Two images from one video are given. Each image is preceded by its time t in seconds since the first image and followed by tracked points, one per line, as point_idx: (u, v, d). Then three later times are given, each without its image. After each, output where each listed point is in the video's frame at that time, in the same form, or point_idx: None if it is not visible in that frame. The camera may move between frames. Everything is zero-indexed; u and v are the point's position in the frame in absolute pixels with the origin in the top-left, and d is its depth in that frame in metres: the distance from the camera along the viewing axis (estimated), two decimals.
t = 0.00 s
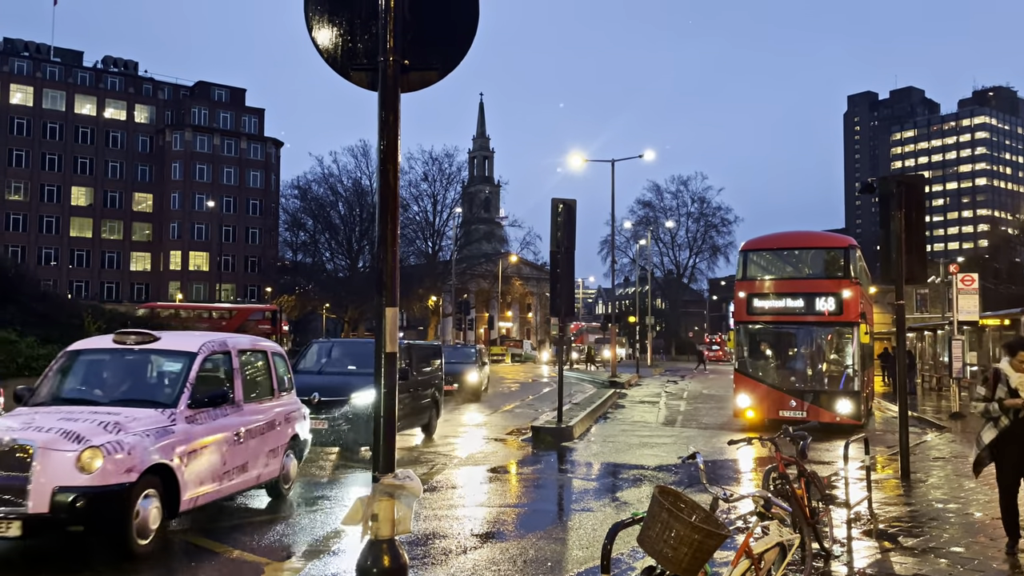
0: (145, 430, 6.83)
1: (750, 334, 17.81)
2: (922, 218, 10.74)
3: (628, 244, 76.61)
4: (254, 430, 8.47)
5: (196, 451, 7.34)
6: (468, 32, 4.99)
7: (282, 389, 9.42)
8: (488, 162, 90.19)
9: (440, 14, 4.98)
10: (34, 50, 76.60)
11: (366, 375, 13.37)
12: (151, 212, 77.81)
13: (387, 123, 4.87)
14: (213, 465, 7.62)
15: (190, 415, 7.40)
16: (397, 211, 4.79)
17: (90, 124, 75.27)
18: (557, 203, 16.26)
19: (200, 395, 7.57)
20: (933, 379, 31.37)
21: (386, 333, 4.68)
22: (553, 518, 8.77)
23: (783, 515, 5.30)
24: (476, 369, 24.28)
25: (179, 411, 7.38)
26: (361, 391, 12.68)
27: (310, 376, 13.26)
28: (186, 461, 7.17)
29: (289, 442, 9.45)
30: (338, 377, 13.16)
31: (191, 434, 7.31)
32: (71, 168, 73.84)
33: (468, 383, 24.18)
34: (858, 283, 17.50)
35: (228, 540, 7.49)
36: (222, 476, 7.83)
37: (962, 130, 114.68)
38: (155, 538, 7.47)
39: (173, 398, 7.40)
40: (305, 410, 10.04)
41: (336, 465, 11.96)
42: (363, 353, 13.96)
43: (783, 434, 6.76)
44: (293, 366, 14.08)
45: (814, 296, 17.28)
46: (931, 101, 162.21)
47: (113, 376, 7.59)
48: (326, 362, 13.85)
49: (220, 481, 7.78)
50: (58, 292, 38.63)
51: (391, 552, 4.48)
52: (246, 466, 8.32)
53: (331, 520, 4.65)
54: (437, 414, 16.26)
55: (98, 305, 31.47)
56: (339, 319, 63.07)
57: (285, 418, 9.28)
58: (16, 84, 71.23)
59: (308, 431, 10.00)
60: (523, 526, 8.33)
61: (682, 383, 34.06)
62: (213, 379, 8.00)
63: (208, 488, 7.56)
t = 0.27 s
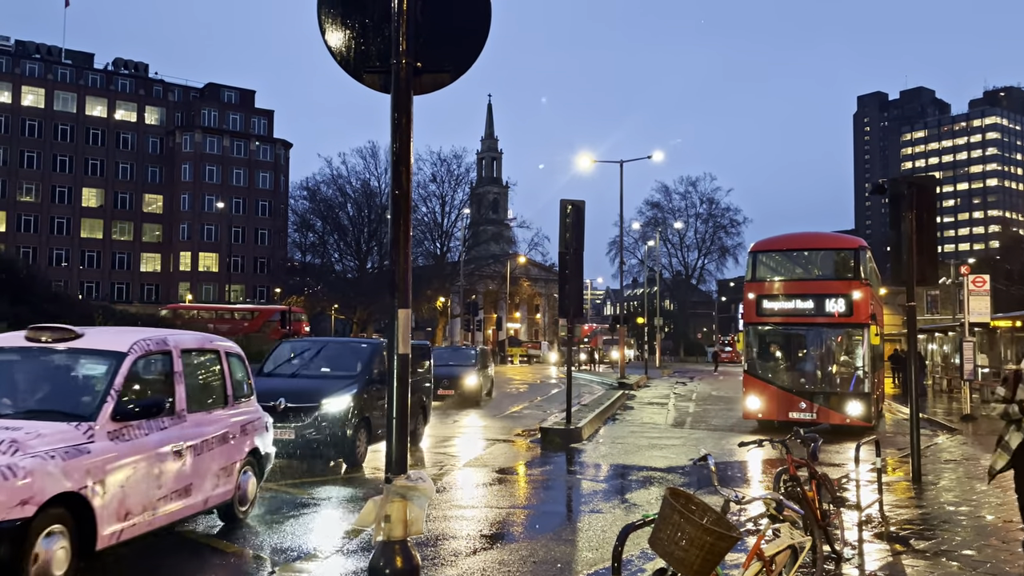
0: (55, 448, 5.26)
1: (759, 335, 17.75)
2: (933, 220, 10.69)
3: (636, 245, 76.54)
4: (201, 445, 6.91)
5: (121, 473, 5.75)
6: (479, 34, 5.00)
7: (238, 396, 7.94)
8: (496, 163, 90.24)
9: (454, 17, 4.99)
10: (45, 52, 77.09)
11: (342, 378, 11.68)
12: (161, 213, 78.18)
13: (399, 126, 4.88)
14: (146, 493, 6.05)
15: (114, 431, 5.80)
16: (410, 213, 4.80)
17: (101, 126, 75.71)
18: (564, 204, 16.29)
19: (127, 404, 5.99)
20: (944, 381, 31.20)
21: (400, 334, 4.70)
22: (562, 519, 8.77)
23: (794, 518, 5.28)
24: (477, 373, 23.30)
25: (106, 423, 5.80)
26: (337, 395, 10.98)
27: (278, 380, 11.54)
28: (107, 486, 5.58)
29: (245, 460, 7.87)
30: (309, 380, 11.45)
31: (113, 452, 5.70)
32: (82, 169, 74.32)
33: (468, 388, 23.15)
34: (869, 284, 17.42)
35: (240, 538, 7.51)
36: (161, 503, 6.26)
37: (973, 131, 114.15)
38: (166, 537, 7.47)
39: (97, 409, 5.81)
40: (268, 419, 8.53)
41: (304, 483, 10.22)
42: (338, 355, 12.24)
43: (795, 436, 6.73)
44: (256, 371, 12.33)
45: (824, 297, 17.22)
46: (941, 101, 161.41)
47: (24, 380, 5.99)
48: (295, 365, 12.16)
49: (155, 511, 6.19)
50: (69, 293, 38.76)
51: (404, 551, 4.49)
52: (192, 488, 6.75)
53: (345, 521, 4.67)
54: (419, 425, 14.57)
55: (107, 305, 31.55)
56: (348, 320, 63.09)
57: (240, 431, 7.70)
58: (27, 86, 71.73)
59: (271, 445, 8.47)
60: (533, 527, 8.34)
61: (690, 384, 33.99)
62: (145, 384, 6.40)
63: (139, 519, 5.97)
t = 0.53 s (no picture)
0: None
1: (771, 337, 17.69)
2: (948, 221, 10.61)
3: (647, 246, 76.35)
4: (134, 466, 5.88)
5: (21, 504, 4.69)
6: (492, 36, 5.01)
7: (182, 405, 6.90)
8: (507, 164, 90.26)
9: (467, 19, 5.00)
10: (59, 55, 77.63)
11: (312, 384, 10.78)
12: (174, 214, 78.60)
13: (413, 128, 4.89)
14: (53, 525, 4.97)
15: (13, 451, 4.73)
16: (423, 214, 4.81)
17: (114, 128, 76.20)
18: (576, 205, 16.22)
19: (38, 417, 4.92)
20: (957, 383, 30.97)
21: (412, 336, 4.71)
22: (574, 521, 8.75)
23: (810, 518, 5.26)
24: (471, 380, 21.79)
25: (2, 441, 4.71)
26: (303, 404, 10.12)
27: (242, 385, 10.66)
28: (3, 519, 4.54)
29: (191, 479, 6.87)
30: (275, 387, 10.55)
31: (17, 477, 4.68)
32: (96, 170, 74.79)
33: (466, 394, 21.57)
34: (881, 285, 17.34)
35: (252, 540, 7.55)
36: (74, 537, 5.18)
37: (986, 130, 113.34)
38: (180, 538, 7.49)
39: None
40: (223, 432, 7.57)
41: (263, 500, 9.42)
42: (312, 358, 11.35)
43: (807, 437, 6.70)
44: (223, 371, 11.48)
45: (836, 298, 17.15)
46: (955, 100, 160.30)
47: None
48: (265, 368, 11.25)
49: (69, 547, 5.12)
50: (82, 294, 38.95)
51: (418, 551, 4.51)
52: (119, 518, 5.71)
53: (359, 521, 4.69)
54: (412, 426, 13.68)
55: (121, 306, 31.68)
56: (359, 320, 63.12)
57: (183, 447, 6.67)
58: (42, 88, 72.28)
59: (226, 462, 7.57)
60: (543, 528, 8.32)
61: (701, 386, 33.88)
62: (58, 393, 5.35)
63: (45, 560, 4.90)
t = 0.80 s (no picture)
0: None
1: (787, 337, 17.58)
2: (966, 220, 10.51)
3: (661, 246, 76.13)
4: (35, 500, 4.69)
5: None
6: (506, 36, 5.01)
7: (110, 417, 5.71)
8: (520, 164, 90.28)
9: (482, 19, 5.01)
10: (76, 57, 78.41)
11: (278, 385, 9.47)
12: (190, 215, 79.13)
13: (428, 129, 4.90)
14: None
15: None
16: (438, 214, 4.82)
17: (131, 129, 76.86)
18: (590, 205, 16.23)
19: None
20: (976, 384, 30.65)
21: (428, 336, 4.72)
22: (588, 521, 8.72)
23: (826, 520, 5.22)
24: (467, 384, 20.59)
25: None
26: (264, 410, 8.84)
27: (199, 386, 9.37)
28: None
29: (118, 506, 5.71)
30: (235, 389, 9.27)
31: None
32: (113, 172, 75.46)
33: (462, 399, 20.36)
34: (898, 286, 17.20)
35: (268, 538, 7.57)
36: None
37: (1005, 129, 112.16)
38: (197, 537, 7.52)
39: None
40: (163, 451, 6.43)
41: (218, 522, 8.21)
42: (283, 354, 10.04)
43: (824, 439, 6.64)
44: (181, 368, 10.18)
45: (853, 299, 17.03)
46: (973, 99, 158.72)
47: None
48: (229, 365, 9.95)
49: None
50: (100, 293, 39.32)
51: (433, 551, 4.52)
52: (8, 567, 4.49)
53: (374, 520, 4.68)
54: (404, 430, 12.41)
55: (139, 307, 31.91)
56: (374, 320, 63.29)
57: (106, 469, 5.50)
58: (59, 90, 73.05)
59: (166, 484, 6.44)
60: (557, 529, 8.29)
61: (716, 387, 33.70)
62: None
63: None
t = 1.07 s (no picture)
0: None
1: (807, 338, 17.45)
2: (990, 219, 10.38)
3: (679, 246, 75.75)
4: None
5: None
6: (526, 35, 5.02)
7: None
8: (538, 164, 90.22)
9: (500, 19, 5.02)
10: (98, 60, 79.19)
11: (239, 388, 8.33)
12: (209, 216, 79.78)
13: (447, 129, 4.91)
14: None
15: None
16: (458, 214, 4.83)
17: (152, 131, 77.57)
18: (608, 205, 16.20)
19: None
20: (999, 385, 30.25)
21: (450, 334, 4.74)
22: (605, 521, 8.71)
23: (848, 521, 5.18)
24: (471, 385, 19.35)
25: None
26: (217, 418, 7.70)
27: (149, 388, 8.21)
28: None
29: None
30: (187, 392, 8.11)
31: None
32: (134, 173, 76.24)
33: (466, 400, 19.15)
34: (920, 285, 17.02)
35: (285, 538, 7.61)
36: None
37: None
38: (218, 535, 7.59)
39: None
40: (81, 471, 5.28)
41: (156, 550, 7.04)
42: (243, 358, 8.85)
43: (846, 439, 6.60)
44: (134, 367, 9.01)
45: (874, 299, 16.87)
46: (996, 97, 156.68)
47: None
48: (186, 365, 8.79)
49: None
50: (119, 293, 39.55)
51: (453, 550, 4.52)
52: None
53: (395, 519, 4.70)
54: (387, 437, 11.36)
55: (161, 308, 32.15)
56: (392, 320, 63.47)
57: None
58: (82, 93, 73.82)
59: (84, 516, 5.28)
60: (573, 530, 8.29)
61: (735, 387, 33.51)
62: None
63: None
